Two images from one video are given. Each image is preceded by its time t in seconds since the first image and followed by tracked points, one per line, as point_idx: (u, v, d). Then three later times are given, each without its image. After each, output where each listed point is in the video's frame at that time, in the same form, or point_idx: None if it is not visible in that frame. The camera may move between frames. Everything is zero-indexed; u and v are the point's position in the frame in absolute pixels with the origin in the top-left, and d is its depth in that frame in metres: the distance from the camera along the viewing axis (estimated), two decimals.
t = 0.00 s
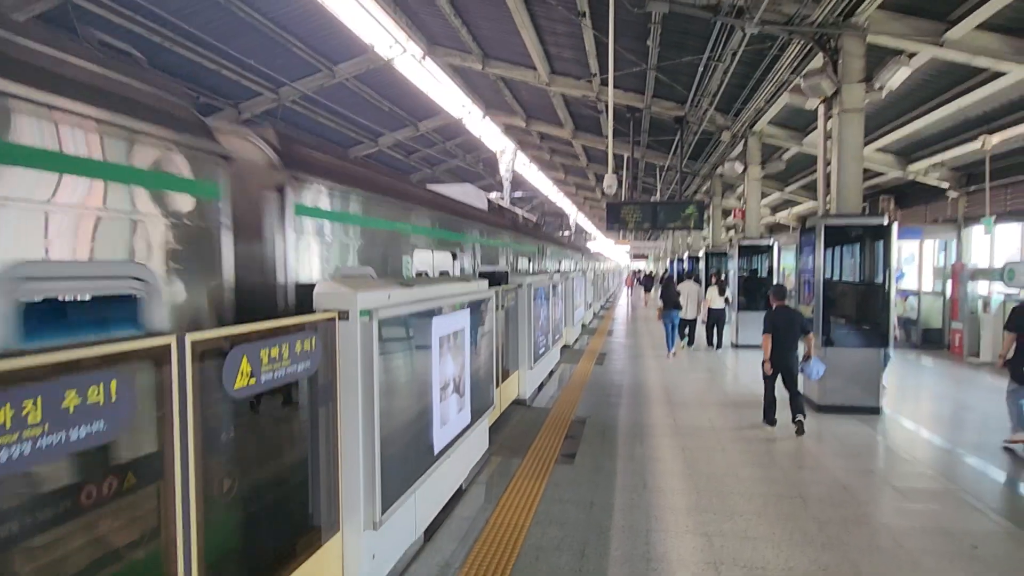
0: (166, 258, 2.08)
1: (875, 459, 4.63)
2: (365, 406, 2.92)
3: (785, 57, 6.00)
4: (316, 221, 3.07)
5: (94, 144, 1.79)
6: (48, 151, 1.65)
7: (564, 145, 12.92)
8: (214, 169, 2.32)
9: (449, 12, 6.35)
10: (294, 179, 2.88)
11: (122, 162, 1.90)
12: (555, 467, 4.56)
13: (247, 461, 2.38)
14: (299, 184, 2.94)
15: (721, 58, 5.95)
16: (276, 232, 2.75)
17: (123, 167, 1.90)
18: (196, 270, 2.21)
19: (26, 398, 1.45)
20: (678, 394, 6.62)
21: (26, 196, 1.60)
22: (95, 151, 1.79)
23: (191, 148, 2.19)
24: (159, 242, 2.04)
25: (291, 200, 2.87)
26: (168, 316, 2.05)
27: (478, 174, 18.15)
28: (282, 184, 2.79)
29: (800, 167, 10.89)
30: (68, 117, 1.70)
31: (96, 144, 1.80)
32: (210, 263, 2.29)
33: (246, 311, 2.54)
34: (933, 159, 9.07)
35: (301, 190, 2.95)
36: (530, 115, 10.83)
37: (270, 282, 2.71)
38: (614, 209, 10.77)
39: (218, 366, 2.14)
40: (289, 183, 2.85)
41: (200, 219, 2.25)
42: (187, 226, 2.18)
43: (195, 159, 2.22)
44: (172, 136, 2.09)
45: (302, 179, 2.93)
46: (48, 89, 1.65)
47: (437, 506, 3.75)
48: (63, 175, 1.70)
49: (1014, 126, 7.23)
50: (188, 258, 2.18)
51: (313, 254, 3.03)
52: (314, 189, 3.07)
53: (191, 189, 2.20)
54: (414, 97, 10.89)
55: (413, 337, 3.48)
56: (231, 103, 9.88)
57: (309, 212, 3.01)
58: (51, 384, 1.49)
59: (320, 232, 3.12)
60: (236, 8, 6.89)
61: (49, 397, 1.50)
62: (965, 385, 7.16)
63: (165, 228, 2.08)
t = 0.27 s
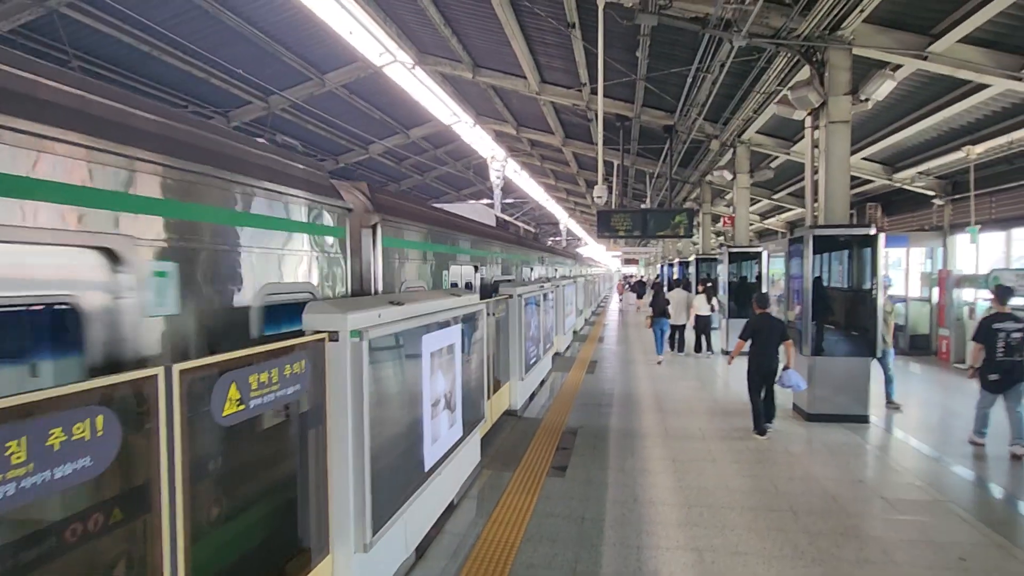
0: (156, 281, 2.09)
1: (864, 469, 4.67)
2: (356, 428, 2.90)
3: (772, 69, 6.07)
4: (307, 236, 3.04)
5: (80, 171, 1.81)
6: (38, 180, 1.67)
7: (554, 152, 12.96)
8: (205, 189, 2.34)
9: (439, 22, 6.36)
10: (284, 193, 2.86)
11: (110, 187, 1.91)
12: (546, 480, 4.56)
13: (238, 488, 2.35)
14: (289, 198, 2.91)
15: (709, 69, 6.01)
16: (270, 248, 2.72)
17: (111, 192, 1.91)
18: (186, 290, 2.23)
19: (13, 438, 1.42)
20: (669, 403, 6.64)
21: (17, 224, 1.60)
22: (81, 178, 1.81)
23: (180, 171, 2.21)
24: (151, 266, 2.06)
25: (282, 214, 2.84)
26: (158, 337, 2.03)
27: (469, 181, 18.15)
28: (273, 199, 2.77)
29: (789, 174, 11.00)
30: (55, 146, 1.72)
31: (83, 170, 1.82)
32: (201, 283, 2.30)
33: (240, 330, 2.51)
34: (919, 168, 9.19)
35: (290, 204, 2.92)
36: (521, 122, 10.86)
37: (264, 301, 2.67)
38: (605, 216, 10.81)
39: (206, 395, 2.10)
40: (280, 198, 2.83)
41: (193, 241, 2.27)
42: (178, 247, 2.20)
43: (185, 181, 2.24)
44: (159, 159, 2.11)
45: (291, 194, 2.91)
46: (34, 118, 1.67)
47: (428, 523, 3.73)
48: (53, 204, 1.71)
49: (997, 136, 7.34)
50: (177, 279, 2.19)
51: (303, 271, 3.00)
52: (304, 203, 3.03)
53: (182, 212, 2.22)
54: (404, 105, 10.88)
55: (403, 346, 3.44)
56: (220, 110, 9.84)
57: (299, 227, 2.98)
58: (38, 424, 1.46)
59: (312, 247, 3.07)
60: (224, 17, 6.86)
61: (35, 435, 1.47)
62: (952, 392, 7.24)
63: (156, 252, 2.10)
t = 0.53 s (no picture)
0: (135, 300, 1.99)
1: (851, 473, 4.71)
2: (343, 446, 2.85)
3: (756, 75, 6.12)
4: (296, 250, 2.96)
5: (58, 192, 1.70)
6: (14, 204, 1.55)
7: (541, 155, 12.97)
8: (191, 205, 2.23)
9: (425, 27, 6.32)
10: (269, 205, 2.72)
11: (88, 208, 1.80)
12: (536, 490, 4.54)
13: (223, 510, 2.30)
14: (274, 209, 2.77)
15: (694, 74, 6.05)
16: (252, 262, 2.60)
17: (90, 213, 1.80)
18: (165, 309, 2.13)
19: None
20: (658, 408, 6.67)
21: None
22: (60, 199, 1.70)
23: (165, 188, 2.09)
24: (134, 285, 1.97)
25: (266, 227, 2.71)
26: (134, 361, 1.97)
27: (456, 184, 18.11)
28: (256, 212, 2.62)
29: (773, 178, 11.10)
30: (34, 167, 1.61)
31: (62, 191, 1.71)
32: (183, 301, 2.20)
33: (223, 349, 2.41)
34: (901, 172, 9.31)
35: (274, 216, 2.78)
36: (508, 126, 10.85)
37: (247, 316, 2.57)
38: (592, 220, 10.84)
39: (189, 418, 2.02)
40: (264, 209, 2.69)
41: (175, 257, 2.16)
42: (160, 265, 2.08)
43: (170, 198, 2.13)
44: (144, 176, 1.99)
45: (276, 205, 2.76)
46: (12, 138, 1.55)
47: (417, 537, 3.69)
48: (34, 226, 1.61)
49: (976, 140, 7.46)
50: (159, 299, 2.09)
51: (291, 284, 2.91)
52: (294, 217, 2.94)
53: (164, 229, 2.11)
54: (390, 109, 10.82)
55: (391, 351, 3.39)
56: (203, 115, 9.70)
57: (284, 239, 2.86)
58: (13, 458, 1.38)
59: (300, 260, 2.99)
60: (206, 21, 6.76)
61: (12, 470, 1.39)
62: (934, 393, 7.36)
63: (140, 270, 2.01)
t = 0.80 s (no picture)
0: (137, 310, 1.95)
1: (852, 475, 4.72)
2: (343, 455, 2.84)
3: (755, 76, 6.10)
4: (295, 257, 2.93)
5: (53, 204, 1.66)
6: (6, 217, 1.52)
7: (540, 155, 12.97)
8: (186, 214, 2.19)
9: (423, 29, 6.31)
10: (265, 214, 2.69)
11: (84, 219, 1.77)
12: (536, 494, 4.54)
13: (227, 524, 2.27)
14: (272, 218, 2.74)
15: (693, 75, 6.03)
16: (251, 271, 2.58)
17: (85, 224, 1.77)
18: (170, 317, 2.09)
19: None
20: (658, 410, 6.68)
21: None
22: (55, 212, 1.67)
23: (159, 198, 2.06)
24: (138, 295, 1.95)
25: (264, 235, 2.68)
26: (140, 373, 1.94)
27: (455, 184, 18.11)
28: (253, 220, 2.60)
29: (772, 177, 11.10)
30: (25, 181, 1.57)
31: (55, 203, 1.67)
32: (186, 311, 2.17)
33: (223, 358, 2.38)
34: (900, 171, 9.30)
35: (273, 224, 2.76)
36: (506, 126, 10.84)
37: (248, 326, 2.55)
38: (591, 221, 10.84)
39: (188, 431, 1.97)
40: (260, 218, 2.66)
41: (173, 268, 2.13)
42: (157, 276, 2.04)
43: (165, 207, 2.09)
44: (140, 187, 1.96)
45: (273, 213, 2.74)
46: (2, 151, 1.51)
47: (418, 542, 3.68)
48: (30, 241, 1.59)
49: (974, 140, 7.45)
50: (160, 308, 2.05)
51: (291, 292, 2.89)
52: (292, 224, 2.92)
53: (161, 238, 2.07)
54: (388, 110, 10.81)
55: (390, 355, 3.37)
56: (201, 117, 9.69)
57: (283, 248, 2.84)
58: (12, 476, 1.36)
59: (299, 267, 2.97)
60: (203, 25, 6.75)
61: (11, 490, 1.36)
62: (933, 393, 7.37)
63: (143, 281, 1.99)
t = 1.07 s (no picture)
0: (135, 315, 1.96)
1: (850, 476, 4.73)
2: (343, 459, 2.84)
3: (752, 77, 6.10)
4: (293, 261, 2.93)
5: (52, 212, 1.68)
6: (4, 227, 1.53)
7: (539, 156, 12.98)
8: (185, 220, 2.20)
9: (421, 32, 6.31)
10: (265, 219, 2.70)
11: (82, 227, 1.78)
12: (536, 496, 4.55)
13: (227, 530, 2.27)
14: (271, 221, 2.76)
15: (690, 76, 6.04)
16: (251, 275, 2.60)
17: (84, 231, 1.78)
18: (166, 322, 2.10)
19: None
20: (657, 411, 6.70)
21: None
22: (58, 220, 1.70)
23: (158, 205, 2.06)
24: (135, 303, 1.97)
25: (262, 239, 2.68)
26: (139, 375, 1.95)
27: (454, 185, 18.12)
28: (252, 226, 2.61)
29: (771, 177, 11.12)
30: (27, 191, 1.59)
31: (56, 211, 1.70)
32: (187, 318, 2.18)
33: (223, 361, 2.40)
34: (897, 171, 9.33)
35: (272, 228, 2.77)
36: (505, 127, 10.86)
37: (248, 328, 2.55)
38: (590, 222, 10.85)
39: (187, 438, 1.97)
40: (259, 222, 2.66)
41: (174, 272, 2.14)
42: (156, 282, 2.05)
43: (164, 214, 2.10)
44: (140, 194, 1.97)
45: (273, 217, 2.75)
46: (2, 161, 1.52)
47: (417, 545, 3.69)
48: (29, 246, 1.60)
49: (972, 140, 7.47)
50: (159, 314, 2.06)
51: (289, 297, 2.89)
52: (290, 228, 2.92)
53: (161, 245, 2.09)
54: (387, 112, 10.81)
55: (389, 358, 3.38)
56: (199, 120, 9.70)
57: (283, 252, 2.85)
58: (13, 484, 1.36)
59: (298, 272, 2.97)
60: (202, 29, 6.77)
61: (11, 498, 1.36)
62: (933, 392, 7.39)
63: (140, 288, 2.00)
